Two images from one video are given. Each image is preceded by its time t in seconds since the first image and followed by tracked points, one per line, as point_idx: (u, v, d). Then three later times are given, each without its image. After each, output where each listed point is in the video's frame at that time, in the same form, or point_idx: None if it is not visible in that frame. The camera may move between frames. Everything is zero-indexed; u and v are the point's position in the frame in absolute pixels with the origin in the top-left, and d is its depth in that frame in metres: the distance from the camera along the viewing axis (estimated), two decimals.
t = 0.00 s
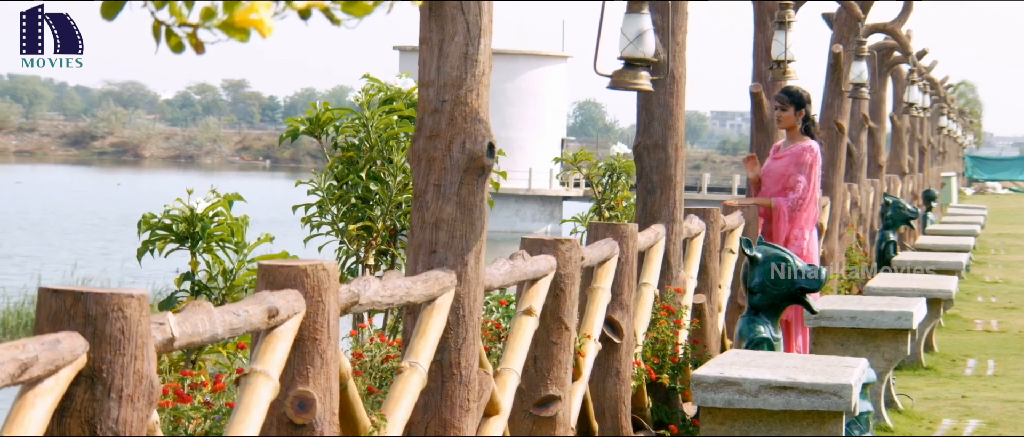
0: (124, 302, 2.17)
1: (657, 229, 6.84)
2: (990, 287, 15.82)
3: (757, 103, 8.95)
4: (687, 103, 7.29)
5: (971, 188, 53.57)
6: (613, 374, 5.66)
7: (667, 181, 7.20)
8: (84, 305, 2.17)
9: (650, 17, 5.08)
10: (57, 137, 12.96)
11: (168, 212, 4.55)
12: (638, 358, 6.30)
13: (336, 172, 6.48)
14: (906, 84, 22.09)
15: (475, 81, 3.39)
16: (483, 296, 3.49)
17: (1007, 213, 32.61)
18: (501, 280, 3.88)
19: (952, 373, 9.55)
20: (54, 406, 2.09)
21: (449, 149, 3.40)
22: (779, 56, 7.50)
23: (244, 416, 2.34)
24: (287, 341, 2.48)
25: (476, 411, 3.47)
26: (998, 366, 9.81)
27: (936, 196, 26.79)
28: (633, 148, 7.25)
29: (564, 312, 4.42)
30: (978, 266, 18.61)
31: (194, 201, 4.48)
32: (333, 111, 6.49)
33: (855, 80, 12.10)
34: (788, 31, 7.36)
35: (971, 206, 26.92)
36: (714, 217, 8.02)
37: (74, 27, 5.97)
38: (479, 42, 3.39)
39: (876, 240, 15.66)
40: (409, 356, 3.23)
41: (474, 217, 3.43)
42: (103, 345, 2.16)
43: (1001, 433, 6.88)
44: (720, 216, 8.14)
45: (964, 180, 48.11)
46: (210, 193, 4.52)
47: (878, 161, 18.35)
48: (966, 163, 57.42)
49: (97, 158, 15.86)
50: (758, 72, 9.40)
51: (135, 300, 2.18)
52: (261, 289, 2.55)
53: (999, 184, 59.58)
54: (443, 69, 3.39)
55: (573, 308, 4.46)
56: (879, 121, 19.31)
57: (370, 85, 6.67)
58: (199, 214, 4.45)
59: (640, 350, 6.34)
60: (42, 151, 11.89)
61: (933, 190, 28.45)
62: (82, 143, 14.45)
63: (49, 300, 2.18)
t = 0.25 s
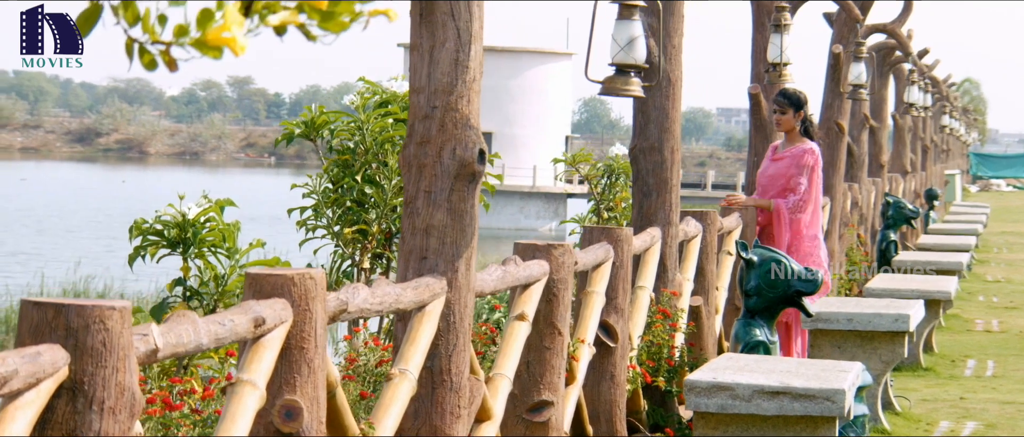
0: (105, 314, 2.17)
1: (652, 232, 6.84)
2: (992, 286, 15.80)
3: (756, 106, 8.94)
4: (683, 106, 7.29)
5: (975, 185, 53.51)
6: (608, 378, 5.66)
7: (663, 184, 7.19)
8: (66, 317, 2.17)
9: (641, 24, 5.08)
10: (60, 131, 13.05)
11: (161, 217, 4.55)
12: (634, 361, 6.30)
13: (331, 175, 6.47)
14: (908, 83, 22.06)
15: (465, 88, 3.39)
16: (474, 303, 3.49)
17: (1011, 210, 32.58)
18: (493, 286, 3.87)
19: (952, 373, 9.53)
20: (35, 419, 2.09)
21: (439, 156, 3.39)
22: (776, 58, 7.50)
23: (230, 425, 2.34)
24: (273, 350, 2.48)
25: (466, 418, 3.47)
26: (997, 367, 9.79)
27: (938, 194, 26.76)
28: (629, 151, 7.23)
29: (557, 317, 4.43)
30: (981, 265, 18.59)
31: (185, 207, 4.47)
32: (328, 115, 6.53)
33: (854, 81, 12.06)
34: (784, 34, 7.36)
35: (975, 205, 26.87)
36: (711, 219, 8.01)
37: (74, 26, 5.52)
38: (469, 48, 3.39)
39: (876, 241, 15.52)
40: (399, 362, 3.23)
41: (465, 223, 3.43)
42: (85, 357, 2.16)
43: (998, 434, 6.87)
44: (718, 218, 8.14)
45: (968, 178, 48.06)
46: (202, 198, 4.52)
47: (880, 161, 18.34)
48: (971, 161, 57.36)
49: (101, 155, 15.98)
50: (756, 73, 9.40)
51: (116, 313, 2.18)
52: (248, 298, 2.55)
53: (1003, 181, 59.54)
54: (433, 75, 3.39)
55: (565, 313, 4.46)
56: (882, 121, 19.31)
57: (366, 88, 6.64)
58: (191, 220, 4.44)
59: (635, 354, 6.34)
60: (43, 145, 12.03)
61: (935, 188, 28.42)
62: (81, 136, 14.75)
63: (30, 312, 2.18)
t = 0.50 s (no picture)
0: (88, 327, 2.17)
1: (649, 236, 6.84)
2: (994, 285, 15.80)
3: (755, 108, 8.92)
4: (680, 109, 7.28)
5: (981, 183, 53.54)
6: (603, 382, 5.65)
7: (660, 186, 7.18)
8: (48, 329, 2.17)
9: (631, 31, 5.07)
10: (63, 129, 13.09)
11: (152, 223, 4.54)
12: (630, 365, 6.30)
13: (328, 179, 6.47)
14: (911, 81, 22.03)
15: (456, 94, 3.39)
16: (465, 309, 3.48)
17: (1015, 208, 32.54)
18: (485, 292, 3.87)
19: (951, 375, 9.52)
20: (15, 431, 2.09)
21: (430, 162, 3.39)
22: (772, 62, 7.51)
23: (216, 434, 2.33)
24: (260, 359, 2.48)
25: (457, 425, 3.48)
26: (997, 368, 9.77)
27: (942, 192, 26.73)
28: (626, 155, 7.23)
29: (550, 322, 4.42)
30: (983, 264, 18.58)
31: (178, 213, 4.47)
32: (324, 118, 6.52)
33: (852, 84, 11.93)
34: (781, 37, 7.35)
35: (979, 203, 26.84)
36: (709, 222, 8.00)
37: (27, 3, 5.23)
38: (460, 54, 3.38)
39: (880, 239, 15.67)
40: (390, 370, 3.22)
41: (456, 230, 3.43)
42: (67, 370, 2.16)
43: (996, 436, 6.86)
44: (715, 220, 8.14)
45: (973, 176, 48.03)
46: (194, 204, 4.52)
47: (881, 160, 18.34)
48: (976, 158, 57.30)
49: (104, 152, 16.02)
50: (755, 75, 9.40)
51: (99, 325, 2.18)
52: (236, 307, 2.55)
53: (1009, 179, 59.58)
54: (424, 82, 3.38)
55: (559, 318, 4.46)
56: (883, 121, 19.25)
57: (362, 90, 6.62)
58: (184, 226, 4.45)
59: (631, 357, 6.34)
60: (45, 144, 12.09)
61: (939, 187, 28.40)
62: (82, 133, 14.87)
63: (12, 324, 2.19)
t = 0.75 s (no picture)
0: (72, 338, 2.17)
1: (646, 238, 6.84)
2: (997, 283, 15.79)
3: (756, 108, 8.91)
4: (678, 111, 7.28)
5: (987, 179, 53.44)
6: (600, 385, 5.65)
7: (657, 188, 7.17)
8: (31, 341, 2.18)
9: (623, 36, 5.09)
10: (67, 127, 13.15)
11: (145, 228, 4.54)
12: (627, 368, 6.30)
13: (325, 181, 6.48)
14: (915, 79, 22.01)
15: (449, 99, 3.39)
16: (457, 315, 3.48)
17: (1021, 204, 32.49)
18: (479, 297, 3.86)
19: (952, 374, 9.50)
20: None
21: (423, 168, 3.39)
22: (770, 64, 7.52)
23: None
24: (249, 367, 2.47)
25: (450, 430, 3.47)
26: (998, 368, 9.75)
27: (947, 189, 26.69)
28: (623, 156, 7.23)
29: (545, 326, 4.42)
30: (987, 262, 18.57)
31: (171, 217, 4.47)
32: (321, 120, 6.53)
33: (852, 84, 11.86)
34: (778, 39, 7.36)
35: (985, 200, 26.79)
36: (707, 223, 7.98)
37: None
38: (453, 60, 3.38)
39: (883, 237, 15.68)
40: (381, 376, 3.22)
41: (448, 236, 3.42)
42: (50, 382, 2.16)
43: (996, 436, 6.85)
44: (715, 221, 8.13)
45: (979, 172, 47.96)
46: (187, 209, 4.53)
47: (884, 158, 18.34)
48: (982, 154, 57.22)
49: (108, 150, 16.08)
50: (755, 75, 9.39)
51: (82, 337, 2.17)
52: (225, 315, 2.55)
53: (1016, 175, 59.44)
54: (416, 87, 3.38)
55: (553, 322, 4.45)
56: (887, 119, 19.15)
57: (359, 92, 6.62)
58: (177, 230, 4.45)
59: (627, 359, 6.35)
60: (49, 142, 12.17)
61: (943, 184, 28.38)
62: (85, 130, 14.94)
63: None
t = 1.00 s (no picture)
0: (54, 351, 2.16)
1: (643, 241, 6.83)
2: (999, 281, 15.78)
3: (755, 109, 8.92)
4: (674, 113, 7.28)
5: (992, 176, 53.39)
6: (595, 389, 5.65)
7: (654, 191, 7.18)
8: (13, 354, 2.17)
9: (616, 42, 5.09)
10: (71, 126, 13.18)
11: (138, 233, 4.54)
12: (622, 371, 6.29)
13: (321, 184, 6.47)
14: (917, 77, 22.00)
15: (440, 106, 3.39)
16: (449, 321, 3.48)
17: None
18: (471, 303, 3.86)
19: (951, 375, 9.49)
20: None
21: (414, 174, 3.39)
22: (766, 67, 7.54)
23: None
24: (236, 377, 2.48)
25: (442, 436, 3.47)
26: (998, 368, 9.74)
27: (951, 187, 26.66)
28: (620, 159, 7.23)
29: (538, 331, 4.41)
30: (990, 260, 18.56)
31: (163, 223, 4.47)
32: (317, 123, 6.53)
33: (851, 85, 11.89)
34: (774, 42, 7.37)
35: (988, 199, 26.75)
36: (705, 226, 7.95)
37: None
38: (444, 67, 3.39)
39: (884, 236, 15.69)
40: (372, 382, 3.23)
41: (439, 243, 3.42)
42: (32, 394, 2.16)
43: None
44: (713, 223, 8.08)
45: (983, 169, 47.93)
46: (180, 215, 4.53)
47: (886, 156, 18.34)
48: (987, 151, 57.22)
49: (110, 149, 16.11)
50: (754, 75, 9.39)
51: (64, 349, 2.17)
52: (212, 324, 2.54)
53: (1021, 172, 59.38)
54: (408, 94, 3.38)
55: (547, 327, 4.45)
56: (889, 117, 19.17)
57: (355, 95, 6.61)
58: (168, 234, 4.44)
59: (623, 363, 6.34)
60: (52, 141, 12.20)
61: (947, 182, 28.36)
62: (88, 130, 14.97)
63: None
